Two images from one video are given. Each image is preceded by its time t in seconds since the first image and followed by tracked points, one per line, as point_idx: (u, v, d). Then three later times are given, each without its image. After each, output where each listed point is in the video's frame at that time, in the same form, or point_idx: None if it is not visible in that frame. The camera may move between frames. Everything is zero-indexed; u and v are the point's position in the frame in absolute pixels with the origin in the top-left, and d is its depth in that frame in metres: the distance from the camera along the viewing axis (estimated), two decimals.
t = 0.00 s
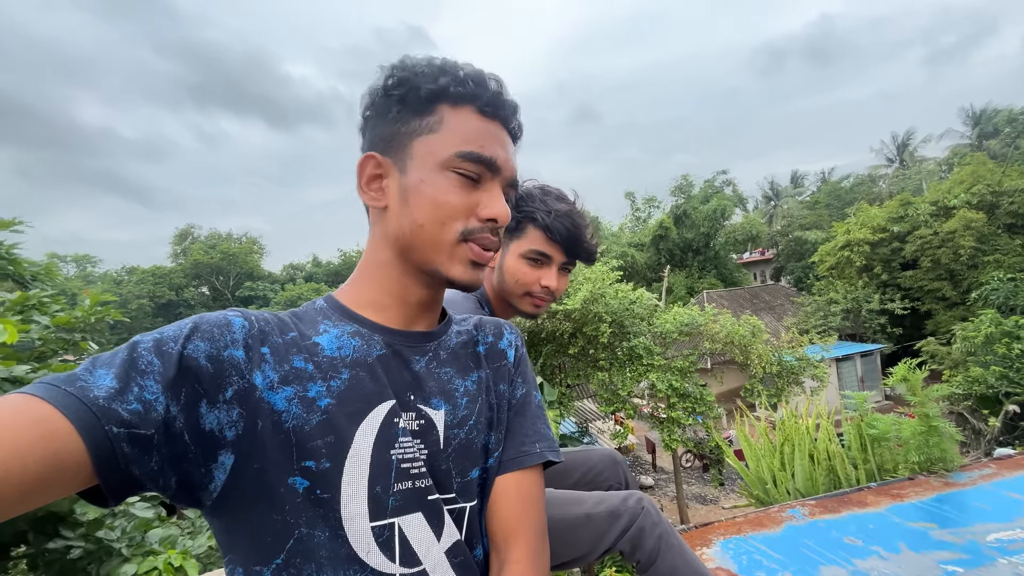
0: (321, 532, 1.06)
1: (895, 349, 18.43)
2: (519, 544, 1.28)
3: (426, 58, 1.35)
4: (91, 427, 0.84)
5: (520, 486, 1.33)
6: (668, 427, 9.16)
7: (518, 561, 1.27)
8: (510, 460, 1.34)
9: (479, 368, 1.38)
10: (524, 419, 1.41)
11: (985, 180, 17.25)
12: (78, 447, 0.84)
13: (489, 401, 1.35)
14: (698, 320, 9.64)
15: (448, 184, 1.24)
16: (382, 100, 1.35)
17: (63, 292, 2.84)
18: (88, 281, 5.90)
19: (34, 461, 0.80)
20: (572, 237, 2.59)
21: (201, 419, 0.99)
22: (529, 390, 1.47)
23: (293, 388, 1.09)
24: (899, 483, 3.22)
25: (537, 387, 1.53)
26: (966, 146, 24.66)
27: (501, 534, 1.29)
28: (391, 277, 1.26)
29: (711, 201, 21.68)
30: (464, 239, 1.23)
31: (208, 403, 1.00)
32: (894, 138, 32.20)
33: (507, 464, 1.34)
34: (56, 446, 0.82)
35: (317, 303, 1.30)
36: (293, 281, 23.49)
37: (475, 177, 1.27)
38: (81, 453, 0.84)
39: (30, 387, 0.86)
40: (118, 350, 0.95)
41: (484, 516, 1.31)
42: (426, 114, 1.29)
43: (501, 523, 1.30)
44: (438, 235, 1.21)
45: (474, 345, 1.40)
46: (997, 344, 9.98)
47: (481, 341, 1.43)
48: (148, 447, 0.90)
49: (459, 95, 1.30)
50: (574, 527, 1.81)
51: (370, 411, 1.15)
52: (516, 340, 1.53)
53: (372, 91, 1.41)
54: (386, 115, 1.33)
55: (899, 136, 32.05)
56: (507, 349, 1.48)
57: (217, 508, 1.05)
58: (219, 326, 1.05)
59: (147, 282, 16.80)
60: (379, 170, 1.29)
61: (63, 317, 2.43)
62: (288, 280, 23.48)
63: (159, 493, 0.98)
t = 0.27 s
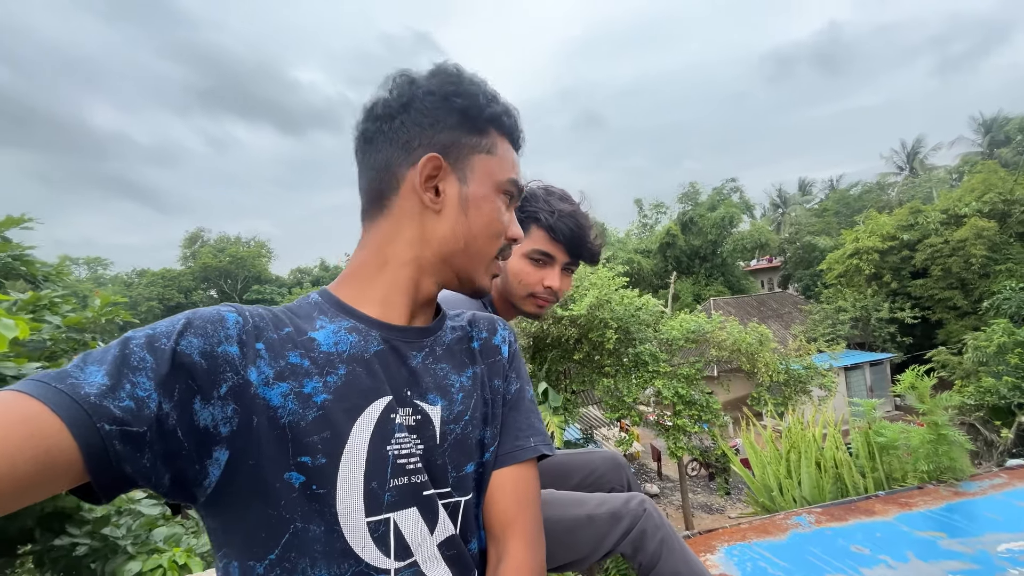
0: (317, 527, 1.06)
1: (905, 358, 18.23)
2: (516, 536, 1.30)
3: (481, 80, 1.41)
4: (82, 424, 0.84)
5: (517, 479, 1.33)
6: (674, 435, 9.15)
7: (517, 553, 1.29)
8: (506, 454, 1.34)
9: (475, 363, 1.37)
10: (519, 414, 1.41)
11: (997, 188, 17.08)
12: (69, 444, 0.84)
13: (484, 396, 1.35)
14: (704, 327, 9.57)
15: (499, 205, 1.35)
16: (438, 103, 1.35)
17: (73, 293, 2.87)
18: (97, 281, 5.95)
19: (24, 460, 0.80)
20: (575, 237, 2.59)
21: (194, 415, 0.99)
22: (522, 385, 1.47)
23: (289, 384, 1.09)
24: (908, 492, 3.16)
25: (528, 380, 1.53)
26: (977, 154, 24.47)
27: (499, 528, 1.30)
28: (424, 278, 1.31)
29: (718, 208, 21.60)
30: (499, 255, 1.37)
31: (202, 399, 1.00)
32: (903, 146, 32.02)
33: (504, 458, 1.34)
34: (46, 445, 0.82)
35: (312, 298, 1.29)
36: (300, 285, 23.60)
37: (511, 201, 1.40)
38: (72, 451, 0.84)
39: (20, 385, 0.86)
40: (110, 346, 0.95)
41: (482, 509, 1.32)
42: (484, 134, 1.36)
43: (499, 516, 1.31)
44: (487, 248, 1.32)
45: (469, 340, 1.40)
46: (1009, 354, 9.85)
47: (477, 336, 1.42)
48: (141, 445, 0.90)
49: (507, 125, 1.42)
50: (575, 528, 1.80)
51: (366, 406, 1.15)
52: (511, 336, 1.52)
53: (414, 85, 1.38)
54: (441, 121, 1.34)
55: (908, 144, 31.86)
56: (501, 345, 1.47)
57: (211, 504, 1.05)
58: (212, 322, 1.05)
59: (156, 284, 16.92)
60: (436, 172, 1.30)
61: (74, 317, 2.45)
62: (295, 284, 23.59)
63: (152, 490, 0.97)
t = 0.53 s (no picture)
0: (312, 518, 1.06)
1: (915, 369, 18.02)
2: (509, 525, 1.33)
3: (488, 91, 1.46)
4: (76, 417, 0.85)
5: (510, 470, 1.37)
6: (679, 442, 9.05)
7: (509, 541, 1.32)
8: (497, 446, 1.37)
9: (467, 357, 1.38)
10: (509, 408, 1.43)
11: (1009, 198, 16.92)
12: (64, 438, 0.84)
13: (477, 390, 1.36)
14: (710, 334, 9.52)
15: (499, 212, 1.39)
16: (449, 109, 1.38)
17: (84, 293, 2.91)
18: (107, 281, 6.02)
19: (18, 454, 0.81)
20: (574, 237, 2.60)
21: (189, 408, 0.99)
22: (511, 379, 1.49)
23: (285, 376, 1.09)
24: (913, 500, 3.12)
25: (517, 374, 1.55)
26: (988, 163, 24.28)
27: (492, 518, 1.33)
28: (422, 277, 1.33)
29: (726, 216, 21.52)
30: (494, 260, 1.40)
31: (196, 392, 1.00)
32: (913, 155, 31.84)
33: (496, 450, 1.37)
34: (40, 440, 0.83)
35: (307, 292, 1.29)
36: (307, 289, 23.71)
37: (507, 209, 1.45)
38: (65, 444, 0.85)
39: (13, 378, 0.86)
40: (103, 340, 0.96)
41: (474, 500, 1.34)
42: (489, 144, 1.40)
43: (493, 507, 1.34)
44: (485, 252, 1.35)
45: (461, 335, 1.40)
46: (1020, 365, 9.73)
47: (468, 331, 1.43)
48: (135, 437, 0.91)
49: (508, 137, 1.47)
50: (572, 528, 1.80)
51: (362, 399, 1.15)
52: (500, 332, 1.54)
53: (426, 89, 1.40)
54: (451, 126, 1.36)
55: (918, 152, 31.69)
56: (491, 340, 1.48)
57: (205, 497, 1.05)
58: (206, 316, 1.05)
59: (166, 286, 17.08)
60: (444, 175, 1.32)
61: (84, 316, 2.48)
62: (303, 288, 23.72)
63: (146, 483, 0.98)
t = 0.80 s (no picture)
0: (308, 525, 1.06)
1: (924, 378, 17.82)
2: (503, 528, 1.33)
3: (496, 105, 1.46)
4: (69, 424, 0.84)
5: (504, 473, 1.37)
6: (684, 449, 8.96)
7: (504, 545, 1.32)
8: (492, 451, 1.37)
9: (462, 362, 1.38)
10: (502, 412, 1.43)
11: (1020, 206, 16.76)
12: (56, 447, 0.83)
13: (472, 396, 1.36)
14: (715, 341, 9.48)
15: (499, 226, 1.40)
16: (457, 121, 1.37)
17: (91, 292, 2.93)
18: (114, 282, 6.06)
19: (9, 465, 0.79)
20: (570, 240, 2.59)
21: (184, 414, 0.98)
22: (504, 385, 1.49)
23: (283, 382, 1.09)
24: (919, 512, 3.07)
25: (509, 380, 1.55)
26: (998, 170, 24.08)
27: (486, 521, 1.33)
28: (420, 286, 1.33)
29: (733, 221, 21.43)
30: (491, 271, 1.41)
31: (192, 399, 1.00)
32: (922, 161, 31.62)
33: (491, 454, 1.36)
34: (31, 449, 0.82)
35: (303, 297, 1.28)
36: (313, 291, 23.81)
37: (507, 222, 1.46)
38: (58, 453, 0.84)
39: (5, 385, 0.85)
40: (97, 345, 0.95)
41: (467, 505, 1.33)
42: (494, 158, 1.40)
43: (486, 510, 1.34)
44: (484, 264, 1.36)
45: (456, 341, 1.40)
46: None
47: (463, 337, 1.43)
48: (129, 445, 0.90)
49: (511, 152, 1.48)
50: (571, 536, 1.80)
51: (360, 405, 1.15)
52: (493, 338, 1.54)
53: (436, 99, 1.40)
54: (458, 138, 1.36)
55: (928, 159, 31.48)
56: (485, 346, 1.48)
57: (199, 504, 1.04)
58: (202, 322, 1.05)
59: (174, 287, 17.21)
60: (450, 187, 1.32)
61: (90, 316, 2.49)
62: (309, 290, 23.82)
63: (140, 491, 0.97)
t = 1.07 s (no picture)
0: (315, 530, 1.05)
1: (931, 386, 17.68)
2: (507, 535, 1.32)
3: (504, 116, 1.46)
4: (82, 429, 0.84)
5: (507, 479, 1.36)
6: (687, 455, 8.92)
7: (508, 551, 1.31)
8: (496, 458, 1.36)
9: (467, 370, 1.38)
10: (506, 420, 1.42)
11: None
12: (70, 451, 0.83)
13: (477, 403, 1.36)
14: (720, 345, 9.44)
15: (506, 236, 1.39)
16: (466, 131, 1.37)
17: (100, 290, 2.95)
18: (122, 281, 6.10)
19: (24, 467, 0.79)
20: (571, 243, 2.59)
21: (195, 420, 0.98)
22: (508, 392, 1.49)
23: (292, 388, 1.09)
24: (926, 523, 3.04)
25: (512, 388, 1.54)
26: (1008, 177, 23.93)
27: (490, 527, 1.32)
28: (426, 294, 1.32)
29: (739, 226, 21.35)
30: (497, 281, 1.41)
31: (202, 405, 0.99)
32: (930, 167, 31.44)
33: (495, 461, 1.36)
34: (46, 451, 0.81)
35: (311, 303, 1.28)
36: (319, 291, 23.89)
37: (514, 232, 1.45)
38: (70, 457, 0.83)
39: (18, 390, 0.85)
40: (110, 350, 0.95)
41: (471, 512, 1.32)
42: (502, 167, 1.40)
43: (490, 517, 1.33)
44: (489, 274, 1.35)
45: (461, 348, 1.40)
46: None
47: (468, 345, 1.42)
48: (141, 450, 0.90)
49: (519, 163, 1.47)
50: (574, 543, 1.78)
51: (367, 411, 1.14)
52: (497, 345, 1.53)
53: (445, 109, 1.40)
54: (467, 148, 1.36)
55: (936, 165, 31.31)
56: (489, 353, 1.47)
57: (206, 508, 1.04)
58: (214, 327, 1.05)
59: (180, 286, 17.34)
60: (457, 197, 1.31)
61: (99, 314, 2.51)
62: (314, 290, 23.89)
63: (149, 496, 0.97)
